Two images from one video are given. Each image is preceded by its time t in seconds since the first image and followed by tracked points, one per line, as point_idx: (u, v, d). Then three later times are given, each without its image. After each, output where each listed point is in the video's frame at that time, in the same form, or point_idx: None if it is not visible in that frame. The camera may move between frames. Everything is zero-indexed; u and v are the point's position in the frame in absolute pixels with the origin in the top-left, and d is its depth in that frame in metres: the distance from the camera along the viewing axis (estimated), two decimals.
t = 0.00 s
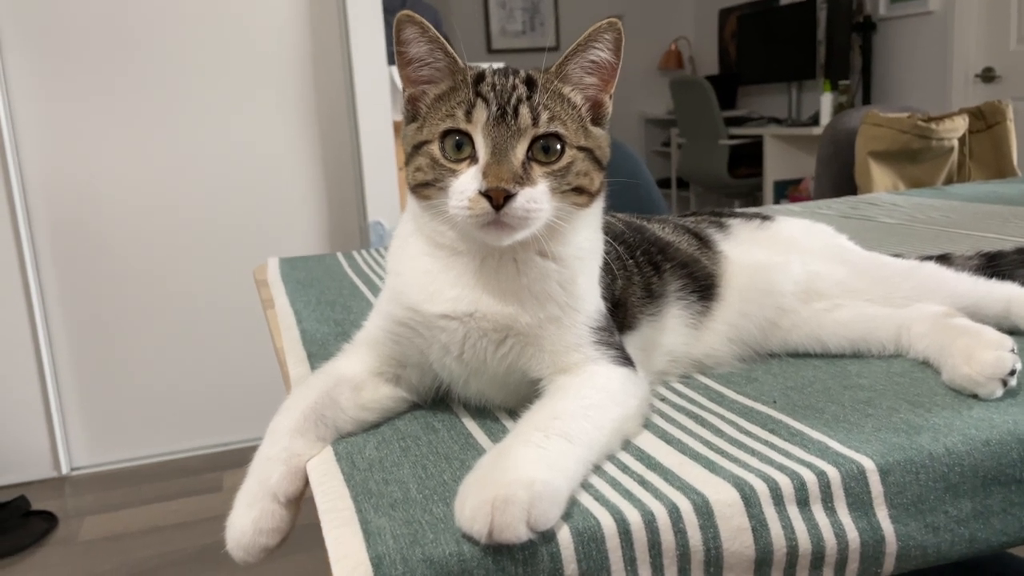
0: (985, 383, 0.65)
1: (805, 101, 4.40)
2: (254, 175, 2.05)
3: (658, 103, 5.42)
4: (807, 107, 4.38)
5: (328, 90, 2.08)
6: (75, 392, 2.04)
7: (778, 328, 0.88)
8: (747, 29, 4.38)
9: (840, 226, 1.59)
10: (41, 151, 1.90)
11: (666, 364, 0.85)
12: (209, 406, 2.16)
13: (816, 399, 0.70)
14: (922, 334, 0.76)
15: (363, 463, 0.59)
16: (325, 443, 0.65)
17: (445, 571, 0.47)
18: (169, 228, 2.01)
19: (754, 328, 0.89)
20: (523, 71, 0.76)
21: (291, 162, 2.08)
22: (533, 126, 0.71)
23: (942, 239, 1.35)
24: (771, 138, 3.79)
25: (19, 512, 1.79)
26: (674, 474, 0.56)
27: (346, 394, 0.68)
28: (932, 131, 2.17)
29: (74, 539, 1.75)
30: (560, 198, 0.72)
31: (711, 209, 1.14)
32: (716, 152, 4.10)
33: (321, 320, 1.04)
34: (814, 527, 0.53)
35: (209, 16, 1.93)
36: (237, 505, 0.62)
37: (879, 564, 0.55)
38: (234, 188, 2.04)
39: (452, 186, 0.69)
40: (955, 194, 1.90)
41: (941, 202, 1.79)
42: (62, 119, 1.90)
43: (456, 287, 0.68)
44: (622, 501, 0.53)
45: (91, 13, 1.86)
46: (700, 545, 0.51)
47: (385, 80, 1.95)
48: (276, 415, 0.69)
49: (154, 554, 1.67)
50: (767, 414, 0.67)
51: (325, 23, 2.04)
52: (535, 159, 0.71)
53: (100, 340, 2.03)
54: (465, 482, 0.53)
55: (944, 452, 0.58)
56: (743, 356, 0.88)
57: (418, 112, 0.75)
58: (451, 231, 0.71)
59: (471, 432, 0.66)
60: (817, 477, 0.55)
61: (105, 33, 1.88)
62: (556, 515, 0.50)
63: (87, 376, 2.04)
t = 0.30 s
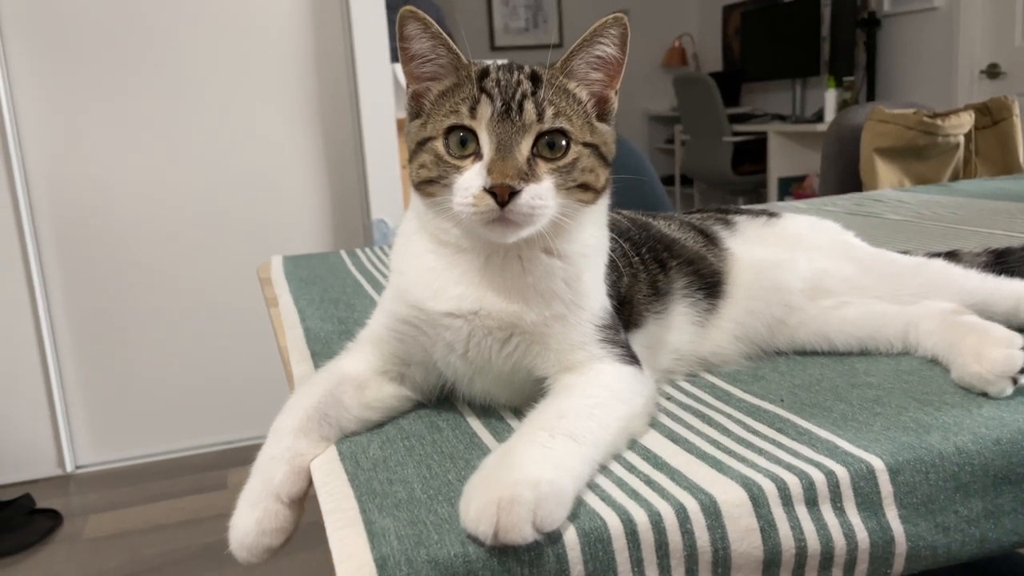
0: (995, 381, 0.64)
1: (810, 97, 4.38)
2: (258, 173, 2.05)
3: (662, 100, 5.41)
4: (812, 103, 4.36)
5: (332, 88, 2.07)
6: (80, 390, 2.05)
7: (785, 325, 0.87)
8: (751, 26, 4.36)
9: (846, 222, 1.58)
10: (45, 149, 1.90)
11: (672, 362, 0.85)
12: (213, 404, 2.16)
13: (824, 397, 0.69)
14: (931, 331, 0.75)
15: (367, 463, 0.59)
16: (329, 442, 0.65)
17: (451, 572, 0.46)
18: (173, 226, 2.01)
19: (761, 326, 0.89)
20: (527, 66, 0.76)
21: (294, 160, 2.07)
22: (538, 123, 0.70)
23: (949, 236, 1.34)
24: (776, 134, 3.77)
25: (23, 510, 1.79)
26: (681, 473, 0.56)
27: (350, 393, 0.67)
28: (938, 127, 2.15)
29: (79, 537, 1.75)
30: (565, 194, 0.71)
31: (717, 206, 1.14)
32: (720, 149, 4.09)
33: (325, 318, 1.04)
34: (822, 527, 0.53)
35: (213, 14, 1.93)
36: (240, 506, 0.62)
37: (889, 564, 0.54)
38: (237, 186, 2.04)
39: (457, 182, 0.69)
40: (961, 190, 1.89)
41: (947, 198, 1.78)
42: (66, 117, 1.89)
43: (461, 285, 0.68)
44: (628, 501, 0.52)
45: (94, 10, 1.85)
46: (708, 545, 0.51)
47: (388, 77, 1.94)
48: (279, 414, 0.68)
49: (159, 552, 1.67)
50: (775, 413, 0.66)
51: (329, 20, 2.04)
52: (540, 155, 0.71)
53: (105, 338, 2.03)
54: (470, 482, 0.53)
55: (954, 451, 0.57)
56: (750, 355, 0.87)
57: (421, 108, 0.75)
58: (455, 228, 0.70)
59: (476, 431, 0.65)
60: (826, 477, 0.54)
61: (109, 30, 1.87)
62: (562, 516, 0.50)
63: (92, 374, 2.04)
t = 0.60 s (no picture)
0: (1002, 380, 0.64)
1: (815, 95, 4.37)
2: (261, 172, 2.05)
3: (667, 97, 5.40)
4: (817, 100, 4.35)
5: (336, 86, 2.07)
6: (85, 389, 2.05)
7: (790, 324, 0.86)
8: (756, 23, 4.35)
9: (851, 221, 1.57)
10: (49, 149, 1.90)
11: (676, 362, 0.84)
12: (218, 403, 2.16)
13: (829, 395, 0.69)
14: (937, 329, 0.74)
15: (369, 462, 0.59)
16: (331, 441, 0.64)
17: (453, 572, 0.46)
18: (177, 225, 2.01)
19: (765, 324, 0.88)
20: (530, 64, 0.75)
21: (298, 159, 2.07)
22: (541, 121, 0.70)
23: (956, 233, 1.33)
24: (781, 132, 3.76)
25: (30, 508, 1.78)
26: (685, 472, 0.56)
27: (352, 393, 0.67)
28: (943, 124, 2.14)
29: (84, 536, 1.75)
30: (568, 193, 0.71)
31: (720, 204, 1.13)
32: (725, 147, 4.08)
33: (328, 317, 1.03)
34: (827, 527, 0.52)
35: (217, 12, 1.93)
36: (242, 505, 0.62)
37: (894, 564, 0.54)
38: (241, 185, 2.04)
39: (458, 180, 0.68)
40: (967, 188, 1.88)
41: (954, 196, 1.77)
42: (70, 116, 1.90)
43: (464, 284, 0.68)
44: (632, 501, 0.52)
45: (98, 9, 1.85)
46: (712, 545, 0.50)
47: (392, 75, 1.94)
48: (280, 413, 0.68)
49: (163, 551, 1.68)
50: (779, 411, 0.66)
51: (333, 19, 2.03)
52: (542, 153, 0.70)
53: (110, 337, 2.03)
54: (472, 481, 0.52)
55: (960, 450, 0.56)
56: (754, 353, 0.87)
57: (423, 106, 0.74)
58: (457, 227, 0.70)
59: (479, 430, 0.65)
60: (831, 476, 0.54)
61: (113, 29, 1.87)
62: (565, 516, 0.49)
63: (98, 373, 2.05)
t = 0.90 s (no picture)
0: (997, 385, 0.64)
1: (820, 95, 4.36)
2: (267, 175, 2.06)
3: (672, 99, 5.40)
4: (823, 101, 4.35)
5: (341, 90, 2.09)
6: (93, 390, 2.07)
7: (789, 329, 0.87)
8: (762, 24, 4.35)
9: (854, 223, 1.58)
10: (57, 152, 1.92)
11: (675, 367, 0.85)
12: (225, 404, 2.18)
13: (826, 400, 0.69)
14: (934, 334, 0.75)
15: (371, 466, 0.60)
16: (334, 446, 0.65)
17: None
18: (184, 228, 2.03)
19: (764, 329, 0.89)
20: (531, 74, 0.76)
21: (304, 162, 2.09)
22: (540, 130, 0.71)
23: (958, 236, 1.34)
24: (786, 133, 3.76)
25: (37, 510, 1.81)
26: (681, 477, 0.56)
27: (354, 397, 0.68)
28: (947, 126, 2.14)
29: (91, 537, 1.77)
30: (567, 201, 0.72)
31: (720, 210, 1.14)
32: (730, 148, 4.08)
33: (333, 321, 1.05)
34: (822, 532, 0.53)
35: (224, 16, 1.94)
36: (247, 509, 0.63)
37: (889, 568, 0.54)
38: (247, 188, 2.05)
39: (459, 188, 0.69)
40: (971, 190, 1.88)
41: (958, 198, 1.77)
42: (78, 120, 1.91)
43: (465, 290, 0.69)
44: (629, 505, 0.53)
45: (106, 14, 1.87)
46: (707, 549, 0.51)
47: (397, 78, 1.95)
48: (284, 418, 0.69)
49: (170, 551, 1.69)
50: (777, 416, 0.67)
51: (339, 23, 2.05)
52: (542, 162, 0.71)
53: (118, 339, 2.05)
54: (472, 486, 0.53)
55: (954, 455, 0.57)
56: (753, 358, 0.87)
57: (425, 115, 0.75)
58: (458, 234, 0.71)
59: (479, 435, 0.66)
60: (825, 481, 0.54)
61: (121, 34, 1.89)
62: (562, 520, 0.50)
63: (106, 374, 2.06)
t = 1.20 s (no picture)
0: (1000, 392, 0.64)
1: (828, 96, 4.34)
2: (273, 178, 2.07)
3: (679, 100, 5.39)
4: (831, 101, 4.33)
5: (347, 93, 2.09)
6: (102, 391, 2.08)
7: (791, 333, 0.87)
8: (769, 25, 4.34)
9: (861, 226, 1.57)
10: (66, 156, 1.93)
11: (678, 372, 0.85)
12: (231, 406, 2.19)
13: (828, 406, 0.69)
14: (937, 339, 0.75)
15: (373, 472, 0.60)
16: (336, 451, 0.66)
17: None
18: (191, 231, 2.04)
19: (767, 334, 0.89)
20: (532, 81, 0.77)
21: (310, 165, 2.09)
22: (541, 138, 0.71)
23: (965, 239, 1.33)
24: (793, 134, 3.75)
25: (46, 511, 1.81)
26: (682, 483, 0.56)
27: (357, 403, 0.68)
28: (954, 129, 2.13)
29: (99, 538, 1.77)
30: (567, 207, 0.72)
31: (723, 215, 1.14)
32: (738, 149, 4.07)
33: (336, 325, 1.05)
34: (823, 539, 0.53)
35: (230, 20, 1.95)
36: (250, 514, 0.63)
37: None
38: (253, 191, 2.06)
39: (461, 194, 0.70)
40: (978, 193, 1.87)
41: (964, 201, 1.76)
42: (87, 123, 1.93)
43: (467, 296, 0.69)
44: (629, 512, 0.53)
45: (115, 18, 1.89)
46: (708, 556, 0.51)
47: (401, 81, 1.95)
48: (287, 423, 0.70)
49: (176, 553, 1.70)
50: (778, 423, 0.67)
51: (345, 26, 2.06)
52: (543, 168, 0.72)
53: (126, 341, 2.06)
54: (472, 493, 0.53)
55: (956, 462, 0.57)
56: (756, 364, 0.87)
57: (427, 121, 0.76)
58: (460, 240, 0.71)
59: (481, 440, 0.66)
60: (826, 488, 0.54)
61: (129, 38, 1.91)
62: (563, 527, 0.50)
63: (113, 376, 2.07)
